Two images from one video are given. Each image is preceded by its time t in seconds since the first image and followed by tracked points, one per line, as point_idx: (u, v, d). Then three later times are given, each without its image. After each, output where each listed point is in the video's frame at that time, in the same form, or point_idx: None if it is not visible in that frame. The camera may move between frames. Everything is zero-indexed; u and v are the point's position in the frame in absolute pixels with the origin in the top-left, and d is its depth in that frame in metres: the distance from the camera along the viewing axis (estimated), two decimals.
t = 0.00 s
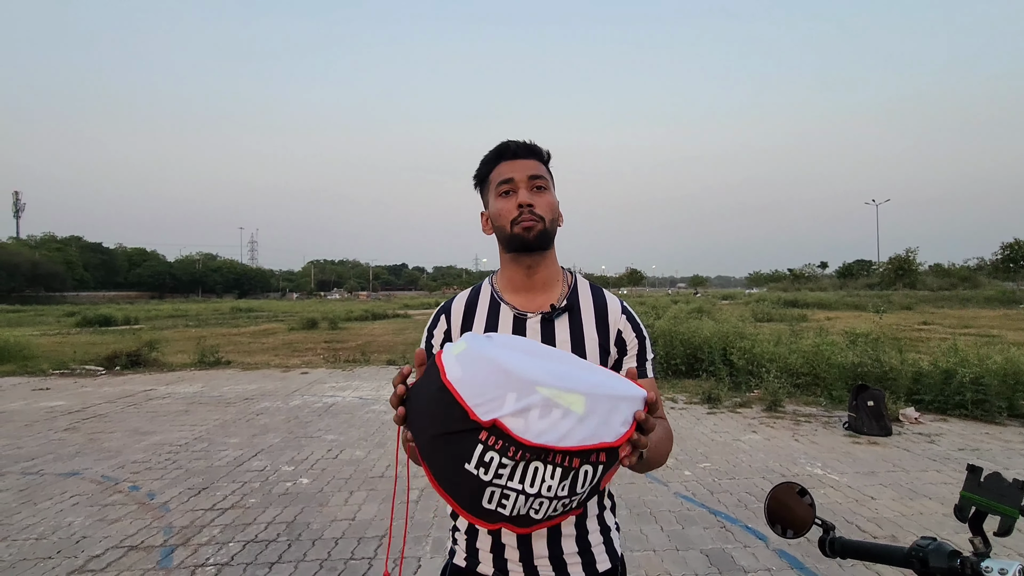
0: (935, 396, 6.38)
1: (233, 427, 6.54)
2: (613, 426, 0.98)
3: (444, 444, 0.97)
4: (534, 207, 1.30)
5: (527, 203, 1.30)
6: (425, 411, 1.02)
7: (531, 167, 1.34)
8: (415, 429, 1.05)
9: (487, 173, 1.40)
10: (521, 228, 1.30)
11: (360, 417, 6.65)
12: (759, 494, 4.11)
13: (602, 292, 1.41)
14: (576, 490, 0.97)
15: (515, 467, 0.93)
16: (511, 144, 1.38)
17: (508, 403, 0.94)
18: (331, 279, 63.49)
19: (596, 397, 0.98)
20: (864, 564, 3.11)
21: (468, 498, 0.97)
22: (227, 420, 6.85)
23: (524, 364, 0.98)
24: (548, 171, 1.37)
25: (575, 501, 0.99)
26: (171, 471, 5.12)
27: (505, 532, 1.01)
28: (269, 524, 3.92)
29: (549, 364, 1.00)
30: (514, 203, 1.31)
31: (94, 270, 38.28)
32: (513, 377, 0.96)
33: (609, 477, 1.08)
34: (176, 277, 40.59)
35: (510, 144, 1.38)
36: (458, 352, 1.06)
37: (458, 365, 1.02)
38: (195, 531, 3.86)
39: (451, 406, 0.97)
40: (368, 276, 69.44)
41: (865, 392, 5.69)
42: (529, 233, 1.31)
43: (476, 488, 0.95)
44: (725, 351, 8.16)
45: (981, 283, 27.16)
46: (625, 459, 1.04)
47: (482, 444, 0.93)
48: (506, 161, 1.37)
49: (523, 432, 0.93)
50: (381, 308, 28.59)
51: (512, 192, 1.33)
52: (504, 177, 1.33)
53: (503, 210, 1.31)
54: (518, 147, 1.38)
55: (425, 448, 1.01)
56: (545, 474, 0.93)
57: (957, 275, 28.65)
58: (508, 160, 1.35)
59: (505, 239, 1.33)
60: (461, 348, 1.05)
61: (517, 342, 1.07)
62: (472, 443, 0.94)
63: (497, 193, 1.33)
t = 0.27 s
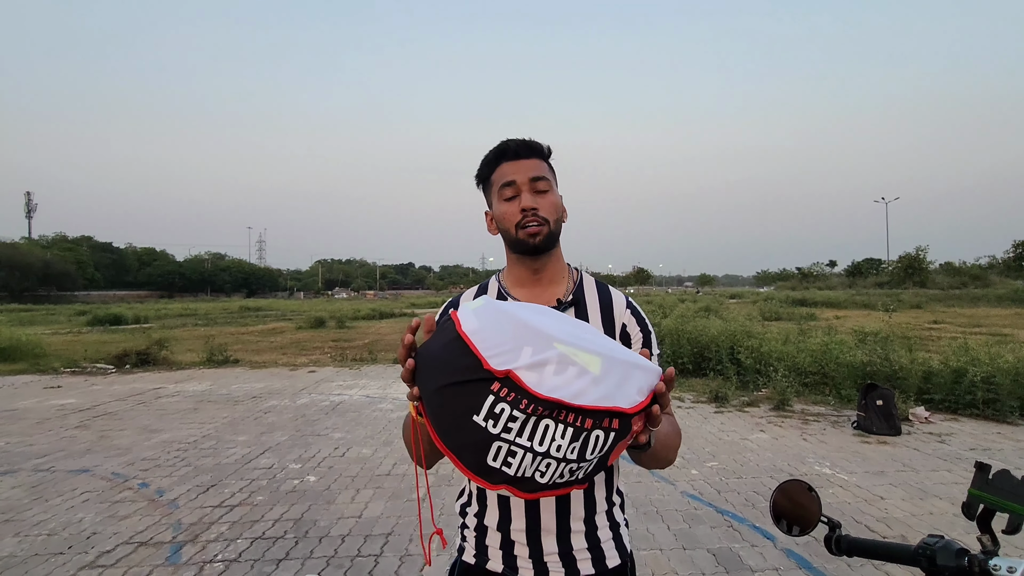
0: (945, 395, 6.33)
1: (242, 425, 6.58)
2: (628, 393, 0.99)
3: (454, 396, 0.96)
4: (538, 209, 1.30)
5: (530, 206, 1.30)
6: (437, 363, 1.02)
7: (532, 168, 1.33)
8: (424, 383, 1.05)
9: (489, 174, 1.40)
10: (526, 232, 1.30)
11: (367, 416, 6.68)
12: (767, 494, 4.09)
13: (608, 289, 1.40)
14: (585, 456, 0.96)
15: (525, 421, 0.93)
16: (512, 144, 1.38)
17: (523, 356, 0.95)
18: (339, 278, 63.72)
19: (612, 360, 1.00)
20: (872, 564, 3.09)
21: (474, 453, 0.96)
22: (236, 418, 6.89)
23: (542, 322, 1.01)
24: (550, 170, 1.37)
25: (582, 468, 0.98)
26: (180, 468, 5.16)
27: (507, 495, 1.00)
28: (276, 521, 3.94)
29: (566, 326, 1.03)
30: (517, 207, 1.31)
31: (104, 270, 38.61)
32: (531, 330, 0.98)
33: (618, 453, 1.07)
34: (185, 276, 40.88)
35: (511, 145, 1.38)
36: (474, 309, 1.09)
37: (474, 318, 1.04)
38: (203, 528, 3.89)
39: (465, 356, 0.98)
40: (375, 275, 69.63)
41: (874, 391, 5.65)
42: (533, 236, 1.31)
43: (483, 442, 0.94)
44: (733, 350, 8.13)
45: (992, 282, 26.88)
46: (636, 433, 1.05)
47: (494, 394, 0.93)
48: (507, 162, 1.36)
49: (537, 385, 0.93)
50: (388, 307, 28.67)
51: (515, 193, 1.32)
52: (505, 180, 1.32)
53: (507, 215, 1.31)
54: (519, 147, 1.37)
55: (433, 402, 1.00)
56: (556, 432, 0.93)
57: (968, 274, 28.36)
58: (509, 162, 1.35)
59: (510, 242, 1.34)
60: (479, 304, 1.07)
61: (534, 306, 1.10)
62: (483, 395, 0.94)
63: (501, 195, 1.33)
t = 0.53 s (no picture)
0: (950, 394, 6.30)
1: (245, 424, 6.59)
2: (641, 401, 0.98)
3: (465, 399, 0.95)
4: (532, 217, 1.28)
5: (525, 214, 1.28)
6: (447, 360, 1.00)
7: (524, 173, 1.30)
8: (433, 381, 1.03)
9: (486, 180, 1.38)
10: (523, 241, 1.29)
11: (370, 414, 6.68)
12: (771, 493, 4.07)
13: (617, 286, 1.39)
14: (594, 463, 0.96)
15: (536, 429, 0.92)
16: (504, 147, 1.33)
17: (537, 363, 0.93)
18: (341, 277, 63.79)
19: (626, 367, 0.98)
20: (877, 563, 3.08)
21: (482, 456, 0.95)
22: (239, 417, 6.90)
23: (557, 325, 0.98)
24: (546, 170, 1.32)
25: (591, 473, 0.98)
26: (184, 467, 5.16)
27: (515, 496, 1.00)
28: (280, 520, 3.94)
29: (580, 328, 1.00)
30: (513, 216, 1.30)
31: (107, 269, 38.70)
32: (545, 335, 0.95)
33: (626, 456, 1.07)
34: (188, 275, 40.97)
35: (503, 148, 1.34)
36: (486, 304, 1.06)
37: (487, 316, 1.01)
38: (207, 527, 3.89)
39: (477, 358, 0.96)
40: (378, 274, 69.69)
41: (878, 390, 5.62)
42: (531, 244, 1.30)
43: (493, 447, 0.94)
44: (736, 349, 8.11)
45: (996, 280, 26.78)
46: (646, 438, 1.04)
47: (505, 401, 0.92)
48: (501, 167, 1.33)
49: (551, 393, 0.91)
50: (391, 305, 28.69)
51: (510, 201, 1.30)
52: (500, 188, 1.30)
53: (504, 224, 1.31)
54: (510, 149, 1.33)
55: (442, 401, 0.99)
56: (567, 440, 0.92)
57: (972, 272, 28.25)
58: (502, 168, 1.32)
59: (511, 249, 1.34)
60: (491, 300, 1.04)
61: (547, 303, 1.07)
62: (496, 400, 0.92)
63: (498, 203, 1.32)
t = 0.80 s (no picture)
0: (948, 391, 6.31)
1: (243, 424, 6.56)
2: (660, 459, 0.97)
3: (482, 460, 0.97)
4: (549, 203, 1.28)
5: (542, 200, 1.28)
6: (463, 415, 1.01)
7: (543, 161, 1.31)
8: (450, 429, 1.04)
9: (501, 171, 1.38)
10: (538, 226, 1.28)
11: (369, 414, 6.66)
12: (771, 491, 4.08)
13: (627, 285, 1.38)
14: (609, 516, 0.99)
15: (553, 494, 0.93)
16: (522, 138, 1.35)
17: (555, 433, 0.92)
18: (337, 277, 63.63)
19: (647, 426, 0.95)
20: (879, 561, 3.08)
21: (500, 511, 0.99)
22: (237, 418, 6.87)
23: (575, 385, 0.94)
24: (563, 163, 1.34)
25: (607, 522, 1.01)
26: (182, 468, 5.14)
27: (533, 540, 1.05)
28: (279, 521, 3.92)
29: (599, 383, 0.96)
30: (530, 201, 1.29)
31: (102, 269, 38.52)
32: (562, 400, 0.93)
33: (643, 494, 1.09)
34: (184, 275, 40.82)
35: (522, 139, 1.35)
36: (501, 350, 1.02)
37: (502, 371, 0.98)
38: (206, 528, 3.87)
39: (492, 421, 0.95)
40: (374, 273, 69.55)
41: (877, 388, 5.63)
42: (546, 229, 1.29)
43: (510, 507, 0.97)
44: (734, 347, 8.11)
45: (991, 278, 26.91)
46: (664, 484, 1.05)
47: (522, 468, 0.93)
48: (519, 157, 1.34)
49: (567, 463, 0.91)
50: (388, 305, 28.66)
51: (527, 188, 1.30)
52: (518, 174, 1.30)
53: (519, 209, 1.29)
54: (530, 140, 1.35)
55: (460, 454, 1.01)
56: (584, 504, 0.94)
57: (966, 270, 28.38)
58: (520, 157, 1.32)
59: (524, 237, 1.32)
60: (506, 350, 1.00)
61: (565, 345, 1.02)
62: (511, 467, 0.93)
63: (513, 191, 1.32)
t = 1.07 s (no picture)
0: (938, 387, 6.38)
1: (235, 424, 6.50)
2: (669, 460, 0.96)
3: (493, 472, 0.96)
4: (568, 193, 1.27)
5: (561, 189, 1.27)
6: (471, 429, 1.00)
7: (564, 152, 1.31)
8: (460, 443, 1.03)
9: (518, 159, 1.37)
10: (555, 215, 1.27)
11: (363, 413, 6.63)
12: (766, 487, 4.10)
13: (634, 283, 1.38)
14: (621, 519, 0.98)
15: (566, 502, 0.93)
16: (544, 128, 1.35)
17: (564, 443, 0.91)
18: (328, 276, 63.29)
19: (653, 432, 0.94)
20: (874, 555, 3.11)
21: (514, 521, 0.98)
22: (229, 418, 6.81)
23: (581, 395, 0.93)
24: (582, 157, 1.34)
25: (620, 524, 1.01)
26: (174, 469, 5.09)
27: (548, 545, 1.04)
28: (274, 521, 3.89)
29: (604, 392, 0.95)
30: (548, 189, 1.28)
31: (89, 269, 38.07)
32: (570, 411, 0.91)
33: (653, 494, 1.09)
34: (172, 275, 40.41)
35: (544, 128, 1.35)
36: (506, 363, 1.01)
37: (507, 385, 0.97)
38: (200, 529, 3.83)
39: (502, 435, 0.94)
40: (365, 272, 69.24)
41: (869, 384, 5.67)
42: (562, 219, 1.28)
43: (524, 517, 0.96)
44: (727, 345, 8.15)
45: (977, 275, 27.22)
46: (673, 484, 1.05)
47: (533, 480, 0.92)
48: (539, 146, 1.34)
49: (578, 472, 0.91)
50: (380, 304, 28.54)
51: (546, 177, 1.29)
52: (538, 162, 1.29)
53: (536, 196, 1.28)
54: (552, 131, 1.34)
55: (472, 468, 1.00)
56: (595, 509, 0.94)
57: (954, 268, 28.68)
58: (540, 145, 1.32)
59: (537, 226, 1.30)
60: (511, 363, 0.99)
61: (568, 354, 1.00)
62: (523, 479, 0.93)
63: (530, 177, 1.30)
